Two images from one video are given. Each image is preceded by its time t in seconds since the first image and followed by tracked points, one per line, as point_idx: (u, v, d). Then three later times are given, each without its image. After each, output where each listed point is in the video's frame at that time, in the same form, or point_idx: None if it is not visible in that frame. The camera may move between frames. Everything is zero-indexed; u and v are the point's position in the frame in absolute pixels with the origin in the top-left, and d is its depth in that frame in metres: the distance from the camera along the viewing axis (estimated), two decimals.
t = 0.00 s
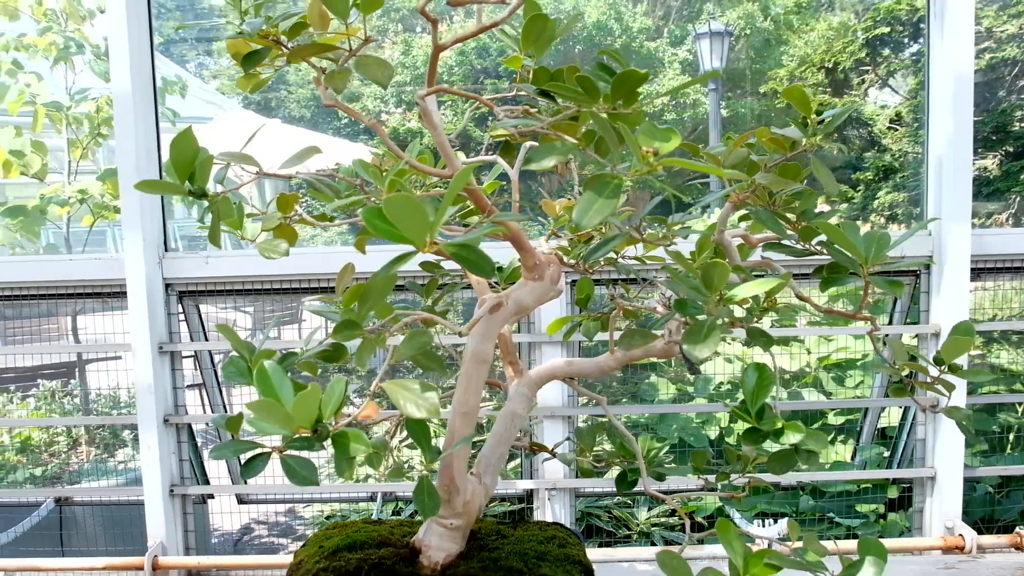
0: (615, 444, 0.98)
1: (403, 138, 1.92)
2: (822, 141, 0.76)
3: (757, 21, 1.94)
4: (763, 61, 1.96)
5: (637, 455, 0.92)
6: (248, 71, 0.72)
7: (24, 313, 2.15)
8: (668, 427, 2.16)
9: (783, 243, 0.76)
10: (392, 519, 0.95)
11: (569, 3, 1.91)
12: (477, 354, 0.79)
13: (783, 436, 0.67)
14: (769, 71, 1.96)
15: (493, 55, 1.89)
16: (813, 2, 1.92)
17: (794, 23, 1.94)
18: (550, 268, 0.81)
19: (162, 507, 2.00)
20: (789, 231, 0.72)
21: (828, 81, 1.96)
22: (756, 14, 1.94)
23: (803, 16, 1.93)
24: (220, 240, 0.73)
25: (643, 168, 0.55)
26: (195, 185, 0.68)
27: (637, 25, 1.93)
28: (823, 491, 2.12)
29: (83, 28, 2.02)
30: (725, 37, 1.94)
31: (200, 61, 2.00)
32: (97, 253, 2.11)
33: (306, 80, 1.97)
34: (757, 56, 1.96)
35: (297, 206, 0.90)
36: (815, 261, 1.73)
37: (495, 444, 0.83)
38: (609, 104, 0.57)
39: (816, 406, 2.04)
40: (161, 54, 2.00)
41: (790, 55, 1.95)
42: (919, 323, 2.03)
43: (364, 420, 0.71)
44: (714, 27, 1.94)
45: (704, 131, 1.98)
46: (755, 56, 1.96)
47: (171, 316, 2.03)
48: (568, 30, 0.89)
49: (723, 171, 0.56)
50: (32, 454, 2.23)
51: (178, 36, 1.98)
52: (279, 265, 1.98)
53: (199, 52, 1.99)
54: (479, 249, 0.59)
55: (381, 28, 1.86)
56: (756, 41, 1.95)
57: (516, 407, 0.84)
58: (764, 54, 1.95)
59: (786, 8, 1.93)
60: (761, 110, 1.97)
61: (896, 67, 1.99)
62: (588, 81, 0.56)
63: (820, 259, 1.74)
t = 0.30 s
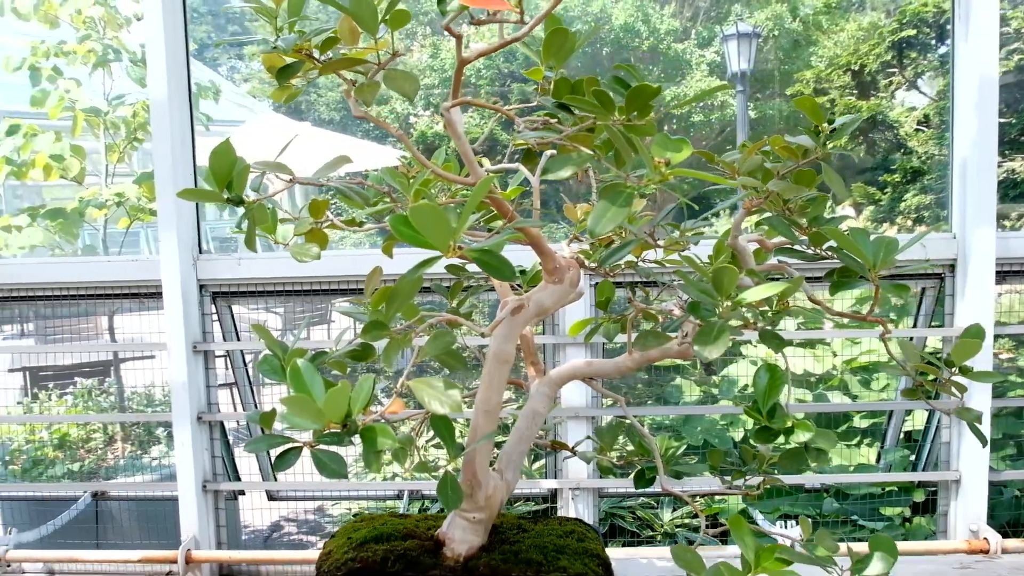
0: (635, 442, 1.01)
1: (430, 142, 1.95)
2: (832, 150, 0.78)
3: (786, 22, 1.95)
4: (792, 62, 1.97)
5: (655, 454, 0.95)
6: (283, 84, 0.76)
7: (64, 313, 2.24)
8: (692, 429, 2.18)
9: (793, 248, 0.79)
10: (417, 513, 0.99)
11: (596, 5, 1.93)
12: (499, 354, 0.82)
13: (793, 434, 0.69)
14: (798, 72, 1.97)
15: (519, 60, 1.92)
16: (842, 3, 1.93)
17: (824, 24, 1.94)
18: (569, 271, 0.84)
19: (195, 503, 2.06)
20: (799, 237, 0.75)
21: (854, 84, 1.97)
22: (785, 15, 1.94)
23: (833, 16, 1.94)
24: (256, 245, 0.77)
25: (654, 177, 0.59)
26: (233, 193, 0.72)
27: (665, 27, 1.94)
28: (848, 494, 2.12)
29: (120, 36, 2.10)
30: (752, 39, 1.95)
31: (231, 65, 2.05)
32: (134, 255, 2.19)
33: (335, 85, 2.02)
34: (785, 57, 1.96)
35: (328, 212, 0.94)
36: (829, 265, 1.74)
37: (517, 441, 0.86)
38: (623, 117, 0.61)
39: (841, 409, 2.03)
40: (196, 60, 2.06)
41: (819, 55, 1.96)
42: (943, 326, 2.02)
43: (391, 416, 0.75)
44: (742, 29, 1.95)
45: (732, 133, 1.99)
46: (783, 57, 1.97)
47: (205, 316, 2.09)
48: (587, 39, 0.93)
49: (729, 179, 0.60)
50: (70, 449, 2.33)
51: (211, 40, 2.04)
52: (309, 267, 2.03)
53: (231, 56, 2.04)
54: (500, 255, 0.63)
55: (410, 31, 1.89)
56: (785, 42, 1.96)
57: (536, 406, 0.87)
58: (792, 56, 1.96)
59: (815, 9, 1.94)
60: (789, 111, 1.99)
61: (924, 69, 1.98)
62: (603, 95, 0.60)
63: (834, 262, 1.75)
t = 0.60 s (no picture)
0: (642, 438, 1.04)
1: (446, 148, 1.98)
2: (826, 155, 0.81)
3: (800, 23, 1.96)
4: (807, 64, 1.98)
5: (660, 450, 0.98)
6: (301, 96, 0.80)
7: (89, 318, 2.31)
8: (707, 430, 2.19)
9: (789, 250, 0.83)
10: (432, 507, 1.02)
11: (610, 10, 1.97)
12: (509, 353, 0.85)
13: (791, 427, 0.73)
14: (814, 73, 1.99)
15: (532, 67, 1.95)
16: (858, 4, 1.95)
17: (840, 24, 1.96)
18: (576, 273, 0.87)
19: (217, 503, 2.11)
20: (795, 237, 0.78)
21: (866, 86, 1.98)
22: (799, 16, 1.96)
23: (849, 17, 1.95)
24: (277, 249, 0.81)
25: (651, 180, 0.64)
26: (255, 201, 0.76)
27: (679, 30, 1.97)
28: (862, 494, 2.13)
29: (141, 47, 2.16)
30: (767, 41, 1.97)
31: (249, 73, 2.11)
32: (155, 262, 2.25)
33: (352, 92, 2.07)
34: (800, 59, 1.98)
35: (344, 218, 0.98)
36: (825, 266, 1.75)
37: (527, 437, 0.89)
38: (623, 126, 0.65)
39: (854, 409, 2.04)
40: (216, 70, 2.12)
41: (835, 57, 1.97)
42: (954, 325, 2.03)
43: (406, 412, 0.79)
44: (757, 31, 1.97)
45: (748, 135, 2.01)
46: (799, 59, 1.98)
47: (226, 321, 2.15)
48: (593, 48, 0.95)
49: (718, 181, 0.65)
50: (95, 453, 2.39)
51: (230, 49, 2.10)
52: (326, 273, 2.08)
53: (249, 64, 2.10)
54: (507, 258, 0.67)
55: (426, 37, 1.93)
56: (800, 44, 1.97)
57: (546, 403, 0.90)
58: (808, 57, 1.98)
59: (830, 10, 1.96)
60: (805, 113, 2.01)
61: (937, 70, 1.99)
62: (604, 105, 0.64)
63: (829, 262, 1.75)
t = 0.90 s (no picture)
0: (646, 434, 1.07)
1: (459, 149, 2.03)
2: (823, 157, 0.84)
3: (816, 25, 1.98)
4: (823, 65, 2.00)
5: (663, 445, 1.01)
6: (315, 102, 0.84)
7: (108, 319, 2.37)
8: (718, 431, 2.20)
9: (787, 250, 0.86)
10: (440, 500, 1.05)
11: (624, 12, 1.99)
12: (515, 350, 0.88)
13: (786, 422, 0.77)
14: (830, 74, 2.00)
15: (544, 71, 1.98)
16: (875, 5, 1.95)
17: (856, 25, 1.97)
18: (580, 272, 0.90)
19: (232, 500, 2.16)
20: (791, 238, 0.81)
21: (878, 88, 2.00)
22: (815, 17, 1.97)
23: (865, 18, 1.96)
24: (292, 250, 0.84)
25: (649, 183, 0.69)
26: (270, 204, 0.80)
27: (694, 32, 1.99)
28: (871, 495, 2.13)
29: (160, 52, 2.21)
30: (782, 42, 1.98)
31: (265, 75, 2.15)
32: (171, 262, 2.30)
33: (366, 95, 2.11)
34: (816, 61, 2.00)
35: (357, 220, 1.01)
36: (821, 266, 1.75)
37: (532, 432, 0.92)
38: (622, 132, 0.69)
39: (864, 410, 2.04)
40: (233, 74, 2.17)
41: (852, 58, 1.99)
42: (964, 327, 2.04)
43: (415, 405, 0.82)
44: (771, 33, 1.98)
45: (763, 137, 2.03)
46: (814, 60, 2.00)
47: (242, 321, 2.20)
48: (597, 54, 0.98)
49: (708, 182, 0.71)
50: (113, 451, 2.46)
51: (245, 52, 2.14)
52: (340, 273, 2.12)
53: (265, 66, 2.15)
54: (511, 258, 0.72)
55: (440, 41, 1.96)
56: (815, 46, 1.99)
57: (551, 399, 0.93)
58: (824, 59, 1.99)
59: (847, 11, 1.96)
60: (822, 114, 2.02)
61: (951, 73, 2.00)
62: (605, 112, 0.68)
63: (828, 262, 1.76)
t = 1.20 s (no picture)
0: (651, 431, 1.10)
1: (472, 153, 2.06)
2: (819, 163, 0.89)
3: (830, 26, 1.99)
4: (838, 66, 2.01)
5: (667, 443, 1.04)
6: (330, 112, 0.87)
7: (127, 320, 2.42)
8: (729, 432, 2.22)
9: (785, 253, 0.90)
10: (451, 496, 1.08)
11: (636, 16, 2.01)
12: (523, 350, 0.91)
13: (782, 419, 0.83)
14: (843, 76, 2.01)
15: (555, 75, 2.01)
16: (890, 5, 1.96)
17: (870, 26, 1.98)
18: (586, 275, 0.93)
19: (249, 498, 2.20)
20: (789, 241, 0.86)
21: (889, 91, 2.01)
22: (829, 18, 1.99)
23: (879, 19, 1.97)
24: (307, 253, 0.88)
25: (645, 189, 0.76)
26: (287, 209, 0.83)
27: (708, 33, 2.01)
28: (881, 496, 2.13)
29: (178, 58, 2.27)
30: (796, 44, 2.00)
31: (281, 79, 2.20)
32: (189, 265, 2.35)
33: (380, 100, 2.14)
34: (831, 61, 2.01)
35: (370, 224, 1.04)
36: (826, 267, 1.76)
37: (540, 429, 0.95)
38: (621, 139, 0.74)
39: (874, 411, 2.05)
40: (250, 79, 2.21)
41: (866, 59, 2.00)
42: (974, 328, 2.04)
43: (425, 403, 0.85)
44: (785, 34, 2.00)
45: (777, 139, 2.04)
46: (829, 61, 2.01)
47: (259, 322, 2.24)
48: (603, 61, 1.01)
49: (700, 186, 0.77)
50: (132, 451, 2.51)
51: (261, 55, 2.19)
52: (354, 275, 2.16)
53: (281, 70, 2.19)
54: (517, 262, 0.75)
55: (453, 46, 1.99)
56: (830, 46, 2.00)
57: (558, 398, 0.96)
58: (839, 59, 2.00)
59: (861, 12, 1.98)
60: (836, 116, 2.02)
61: (963, 74, 2.01)
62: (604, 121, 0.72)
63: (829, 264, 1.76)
